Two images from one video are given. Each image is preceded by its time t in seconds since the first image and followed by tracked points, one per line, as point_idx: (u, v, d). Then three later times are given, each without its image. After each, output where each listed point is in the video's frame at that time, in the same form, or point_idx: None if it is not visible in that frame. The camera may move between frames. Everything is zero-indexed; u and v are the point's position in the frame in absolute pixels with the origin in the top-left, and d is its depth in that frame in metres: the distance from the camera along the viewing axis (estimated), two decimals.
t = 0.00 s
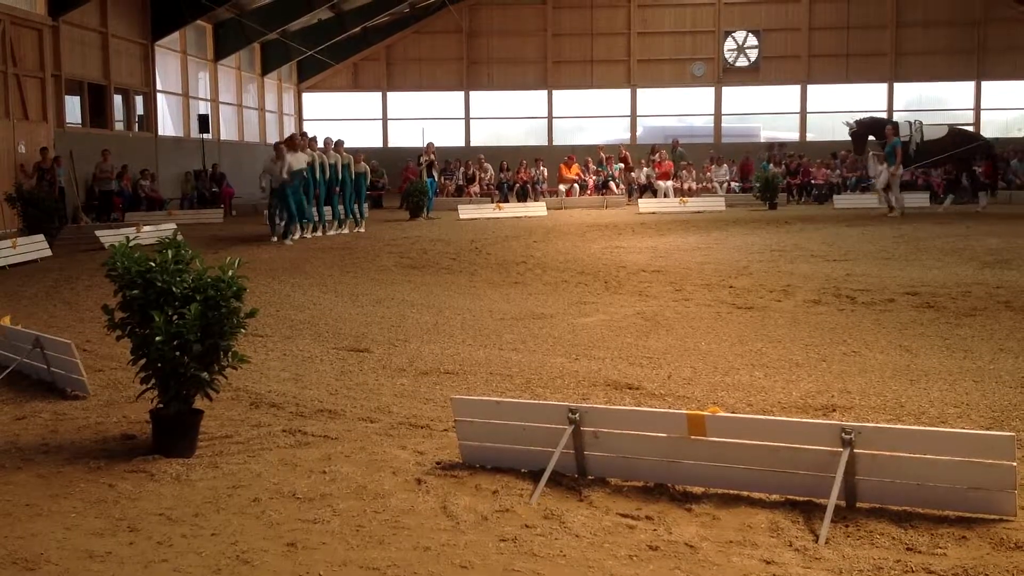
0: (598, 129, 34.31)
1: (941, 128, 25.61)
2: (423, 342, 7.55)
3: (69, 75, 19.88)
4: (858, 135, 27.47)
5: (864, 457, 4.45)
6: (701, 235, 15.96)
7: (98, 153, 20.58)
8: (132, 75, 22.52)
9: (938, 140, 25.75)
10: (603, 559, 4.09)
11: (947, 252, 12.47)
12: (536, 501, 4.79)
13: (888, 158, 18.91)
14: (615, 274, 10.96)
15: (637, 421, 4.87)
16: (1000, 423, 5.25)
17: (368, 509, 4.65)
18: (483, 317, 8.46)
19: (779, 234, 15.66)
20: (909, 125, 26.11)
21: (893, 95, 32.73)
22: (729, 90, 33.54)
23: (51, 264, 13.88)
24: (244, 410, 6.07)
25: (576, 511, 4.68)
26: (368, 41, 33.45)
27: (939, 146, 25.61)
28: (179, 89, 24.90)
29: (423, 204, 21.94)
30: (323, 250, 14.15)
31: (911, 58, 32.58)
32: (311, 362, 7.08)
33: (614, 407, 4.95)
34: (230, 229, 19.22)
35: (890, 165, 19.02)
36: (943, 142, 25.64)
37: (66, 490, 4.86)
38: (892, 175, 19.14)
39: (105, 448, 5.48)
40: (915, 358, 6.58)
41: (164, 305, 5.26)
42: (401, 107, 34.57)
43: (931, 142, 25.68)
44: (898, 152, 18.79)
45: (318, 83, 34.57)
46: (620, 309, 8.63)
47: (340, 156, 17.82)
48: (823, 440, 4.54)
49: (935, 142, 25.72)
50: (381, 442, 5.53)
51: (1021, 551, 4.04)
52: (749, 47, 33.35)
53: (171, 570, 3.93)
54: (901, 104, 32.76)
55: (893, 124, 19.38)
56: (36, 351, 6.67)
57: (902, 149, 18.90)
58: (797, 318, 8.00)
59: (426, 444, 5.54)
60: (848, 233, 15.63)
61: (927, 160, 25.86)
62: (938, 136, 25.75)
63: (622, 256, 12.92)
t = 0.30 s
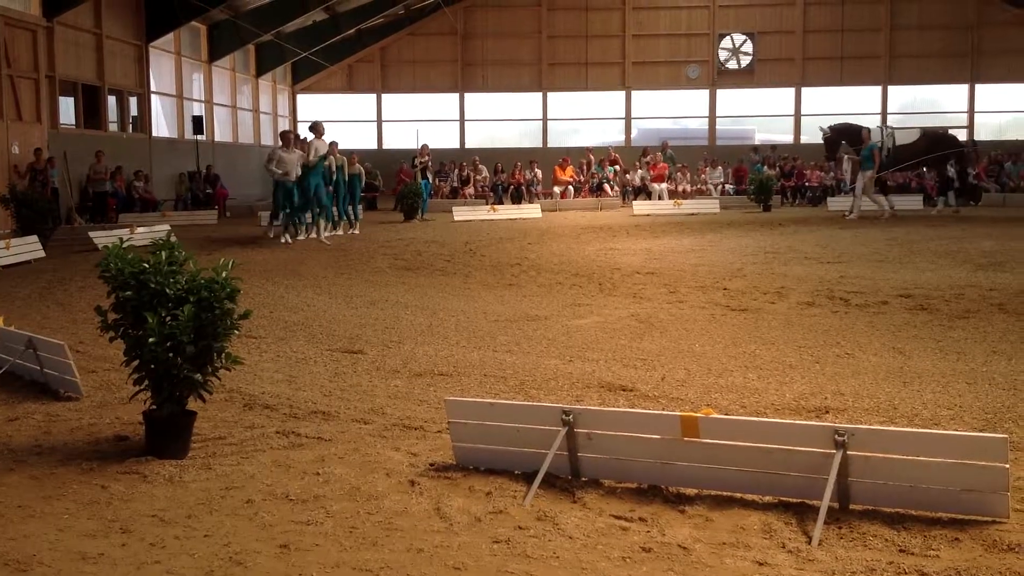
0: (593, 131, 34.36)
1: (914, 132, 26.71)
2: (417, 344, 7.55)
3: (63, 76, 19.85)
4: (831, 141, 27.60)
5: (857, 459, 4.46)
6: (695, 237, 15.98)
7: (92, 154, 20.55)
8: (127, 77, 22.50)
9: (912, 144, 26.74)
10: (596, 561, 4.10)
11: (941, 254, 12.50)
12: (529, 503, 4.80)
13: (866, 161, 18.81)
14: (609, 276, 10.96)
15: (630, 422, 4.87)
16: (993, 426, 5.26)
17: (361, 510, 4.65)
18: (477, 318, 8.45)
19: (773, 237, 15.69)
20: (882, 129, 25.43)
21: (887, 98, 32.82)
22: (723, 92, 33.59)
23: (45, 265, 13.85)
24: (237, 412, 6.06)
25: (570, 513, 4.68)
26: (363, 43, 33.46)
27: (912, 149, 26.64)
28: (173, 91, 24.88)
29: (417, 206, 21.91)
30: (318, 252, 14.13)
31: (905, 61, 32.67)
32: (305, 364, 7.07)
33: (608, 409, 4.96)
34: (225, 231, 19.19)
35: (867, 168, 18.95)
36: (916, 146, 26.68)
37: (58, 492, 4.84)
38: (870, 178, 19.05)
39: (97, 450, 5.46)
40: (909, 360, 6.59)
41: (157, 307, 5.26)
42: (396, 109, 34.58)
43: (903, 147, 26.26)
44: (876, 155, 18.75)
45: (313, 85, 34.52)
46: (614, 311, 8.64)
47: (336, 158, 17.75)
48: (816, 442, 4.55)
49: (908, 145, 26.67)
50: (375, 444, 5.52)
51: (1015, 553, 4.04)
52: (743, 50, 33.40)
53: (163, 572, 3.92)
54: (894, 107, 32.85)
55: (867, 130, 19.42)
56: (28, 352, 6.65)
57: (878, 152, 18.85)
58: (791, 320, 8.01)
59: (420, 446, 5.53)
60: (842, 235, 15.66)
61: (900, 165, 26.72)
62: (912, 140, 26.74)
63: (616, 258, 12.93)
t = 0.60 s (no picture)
0: (582, 136, 34.39)
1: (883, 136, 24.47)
2: (404, 348, 7.54)
3: (51, 78, 19.79)
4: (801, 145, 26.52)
5: (843, 464, 4.48)
6: (684, 241, 15.99)
7: (80, 157, 20.49)
8: (115, 80, 22.45)
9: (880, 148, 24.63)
10: (583, 565, 4.10)
11: (928, 258, 12.54)
12: (517, 507, 4.80)
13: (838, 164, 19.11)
14: (597, 280, 10.97)
15: (617, 426, 4.88)
16: (978, 430, 5.29)
17: (347, 515, 4.64)
18: (464, 322, 8.45)
19: (761, 241, 15.72)
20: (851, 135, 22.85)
21: (875, 103, 32.96)
22: (712, 97, 33.62)
23: (33, 269, 13.80)
24: (224, 416, 6.05)
25: (556, 517, 4.68)
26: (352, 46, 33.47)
27: (880, 155, 24.45)
28: (162, 94, 24.84)
29: (406, 210, 21.89)
30: (307, 256, 14.12)
31: (893, 66, 32.80)
32: (292, 368, 7.05)
33: (595, 413, 4.97)
34: (215, 234, 19.15)
35: (840, 172, 19.22)
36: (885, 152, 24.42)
37: (43, 497, 4.81)
38: (844, 181, 19.27)
39: (83, 454, 5.45)
40: (895, 365, 6.61)
41: (143, 311, 5.24)
42: (385, 113, 34.55)
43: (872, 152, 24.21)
44: (848, 158, 19.02)
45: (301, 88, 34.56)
46: (602, 315, 8.65)
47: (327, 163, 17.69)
48: (802, 446, 4.57)
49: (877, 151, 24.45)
50: (362, 449, 5.51)
51: (999, 557, 4.06)
52: (732, 55, 33.40)
53: None
54: (882, 112, 33.00)
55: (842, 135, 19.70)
56: (14, 357, 6.63)
57: (851, 157, 19.10)
58: (778, 324, 8.03)
59: (407, 450, 5.53)
60: (830, 240, 15.70)
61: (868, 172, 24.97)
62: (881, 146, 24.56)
63: (604, 262, 12.94)
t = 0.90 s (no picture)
0: (559, 134, 34.42)
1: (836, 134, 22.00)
2: (381, 346, 7.52)
3: (25, 75, 19.63)
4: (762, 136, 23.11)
5: (816, 460, 4.51)
6: (661, 239, 16.06)
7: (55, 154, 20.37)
8: (89, 78, 22.28)
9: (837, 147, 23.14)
10: (558, 562, 4.10)
11: (902, 256, 12.63)
12: (492, 504, 4.80)
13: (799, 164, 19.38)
14: (574, 278, 10.98)
15: (592, 423, 4.89)
16: (951, 426, 5.33)
17: (321, 514, 4.62)
18: (441, 320, 8.44)
19: (738, 239, 15.79)
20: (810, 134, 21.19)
21: (850, 101, 33.17)
22: (689, 95, 33.77)
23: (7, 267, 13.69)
24: (198, 414, 6.01)
25: (532, 514, 4.68)
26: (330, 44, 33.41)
27: (838, 154, 22.91)
28: (137, 91, 24.68)
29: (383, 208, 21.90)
30: (285, 254, 14.06)
31: (868, 65, 33.03)
32: (268, 366, 7.02)
33: (570, 410, 4.97)
34: (193, 233, 19.05)
35: (800, 172, 19.54)
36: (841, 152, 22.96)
37: (15, 496, 4.77)
38: (804, 181, 19.59)
39: (55, 453, 5.40)
40: (868, 361, 6.65)
41: (116, 308, 5.20)
42: (363, 110, 34.46)
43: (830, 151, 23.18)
44: (809, 159, 19.30)
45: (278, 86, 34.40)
46: (579, 313, 8.66)
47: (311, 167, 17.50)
48: (777, 443, 4.59)
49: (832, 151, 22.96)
50: (338, 446, 5.49)
51: (971, 552, 4.09)
52: (709, 53, 33.55)
53: None
54: (858, 110, 33.22)
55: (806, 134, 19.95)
56: None
57: (811, 157, 19.42)
58: (754, 321, 8.07)
59: (383, 448, 5.51)
60: (806, 238, 15.79)
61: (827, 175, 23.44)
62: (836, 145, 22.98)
63: (582, 260, 12.95)
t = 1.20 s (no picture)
0: (535, 132, 34.41)
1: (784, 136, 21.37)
2: (357, 346, 7.50)
3: None
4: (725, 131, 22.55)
5: (791, 456, 4.52)
6: (637, 237, 16.10)
7: (27, 156, 20.28)
8: (63, 78, 22.10)
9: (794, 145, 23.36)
10: (534, 562, 4.10)
11: (877, 253, 12.71)
12: (469, 504, 4.80)
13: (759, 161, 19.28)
14: (551, 277, 10.98)
15: (568, 422, 4.89)
16: (925, 422, 5.37)
17: (297, 516, 4.61)
18: (418, 320, 8.43)
19: (714, 236, 15.85)
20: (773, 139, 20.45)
21: (825, 98, 33.32)
22: (664, 93, 33.92)
23: None
24: (173, 417, 5.98)
25: (508, 514, 4.68)
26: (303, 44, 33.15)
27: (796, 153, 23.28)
28: (110, 92, 24.53)
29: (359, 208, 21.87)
30: (263, 255, 14.01)
31: (842, 63, 33.23)
32: (243, 368, 6.99)
33: (545, 410, 4.98)
34: (171, 234, 18.95)
35: (761, 168, 19.45)
36: (798, 150, 23.26)
37: None
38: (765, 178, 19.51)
39: (28, 458, 5.36)
40: (843, 358, 6.68)
41: (89, 311, 5.16)
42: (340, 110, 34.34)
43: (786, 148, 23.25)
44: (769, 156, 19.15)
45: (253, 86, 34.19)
46: (556, 312, 8.66)
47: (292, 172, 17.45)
48: (751, 440, 4.61)
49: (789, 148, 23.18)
50: (314, 448, 5.47)
51: (945, 547, 4.12)
52: (684, 52, 33.65)
53: None
54: (833, 107, 33.36)
55: (770, 129, 19.75)
56: None
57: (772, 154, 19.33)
58: (729, 319, 8.09)
59: (359, 449, 5.50)
60: (782, 235, 15.87)
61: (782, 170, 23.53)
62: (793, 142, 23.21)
63: (558, 259, 12.96)
